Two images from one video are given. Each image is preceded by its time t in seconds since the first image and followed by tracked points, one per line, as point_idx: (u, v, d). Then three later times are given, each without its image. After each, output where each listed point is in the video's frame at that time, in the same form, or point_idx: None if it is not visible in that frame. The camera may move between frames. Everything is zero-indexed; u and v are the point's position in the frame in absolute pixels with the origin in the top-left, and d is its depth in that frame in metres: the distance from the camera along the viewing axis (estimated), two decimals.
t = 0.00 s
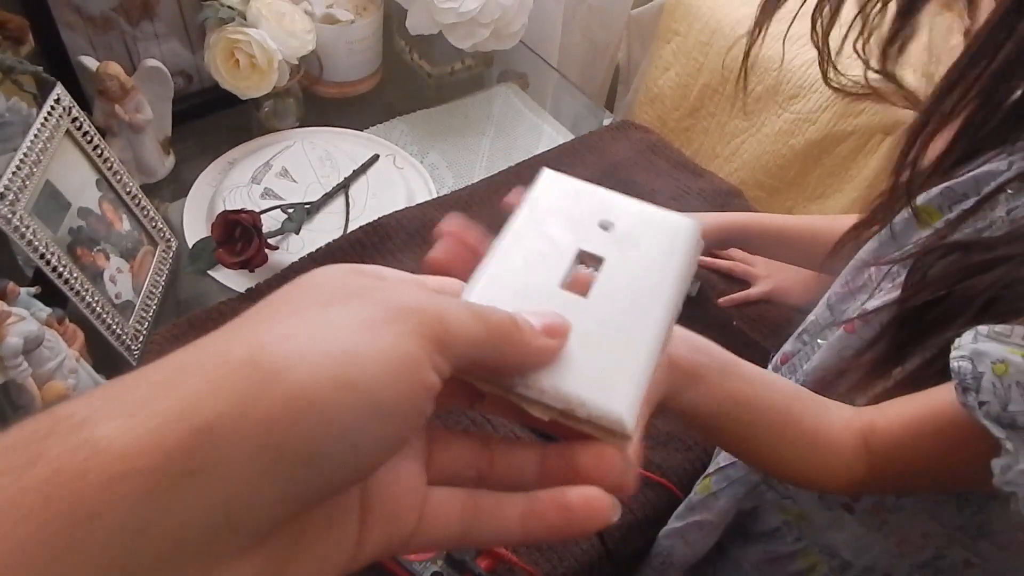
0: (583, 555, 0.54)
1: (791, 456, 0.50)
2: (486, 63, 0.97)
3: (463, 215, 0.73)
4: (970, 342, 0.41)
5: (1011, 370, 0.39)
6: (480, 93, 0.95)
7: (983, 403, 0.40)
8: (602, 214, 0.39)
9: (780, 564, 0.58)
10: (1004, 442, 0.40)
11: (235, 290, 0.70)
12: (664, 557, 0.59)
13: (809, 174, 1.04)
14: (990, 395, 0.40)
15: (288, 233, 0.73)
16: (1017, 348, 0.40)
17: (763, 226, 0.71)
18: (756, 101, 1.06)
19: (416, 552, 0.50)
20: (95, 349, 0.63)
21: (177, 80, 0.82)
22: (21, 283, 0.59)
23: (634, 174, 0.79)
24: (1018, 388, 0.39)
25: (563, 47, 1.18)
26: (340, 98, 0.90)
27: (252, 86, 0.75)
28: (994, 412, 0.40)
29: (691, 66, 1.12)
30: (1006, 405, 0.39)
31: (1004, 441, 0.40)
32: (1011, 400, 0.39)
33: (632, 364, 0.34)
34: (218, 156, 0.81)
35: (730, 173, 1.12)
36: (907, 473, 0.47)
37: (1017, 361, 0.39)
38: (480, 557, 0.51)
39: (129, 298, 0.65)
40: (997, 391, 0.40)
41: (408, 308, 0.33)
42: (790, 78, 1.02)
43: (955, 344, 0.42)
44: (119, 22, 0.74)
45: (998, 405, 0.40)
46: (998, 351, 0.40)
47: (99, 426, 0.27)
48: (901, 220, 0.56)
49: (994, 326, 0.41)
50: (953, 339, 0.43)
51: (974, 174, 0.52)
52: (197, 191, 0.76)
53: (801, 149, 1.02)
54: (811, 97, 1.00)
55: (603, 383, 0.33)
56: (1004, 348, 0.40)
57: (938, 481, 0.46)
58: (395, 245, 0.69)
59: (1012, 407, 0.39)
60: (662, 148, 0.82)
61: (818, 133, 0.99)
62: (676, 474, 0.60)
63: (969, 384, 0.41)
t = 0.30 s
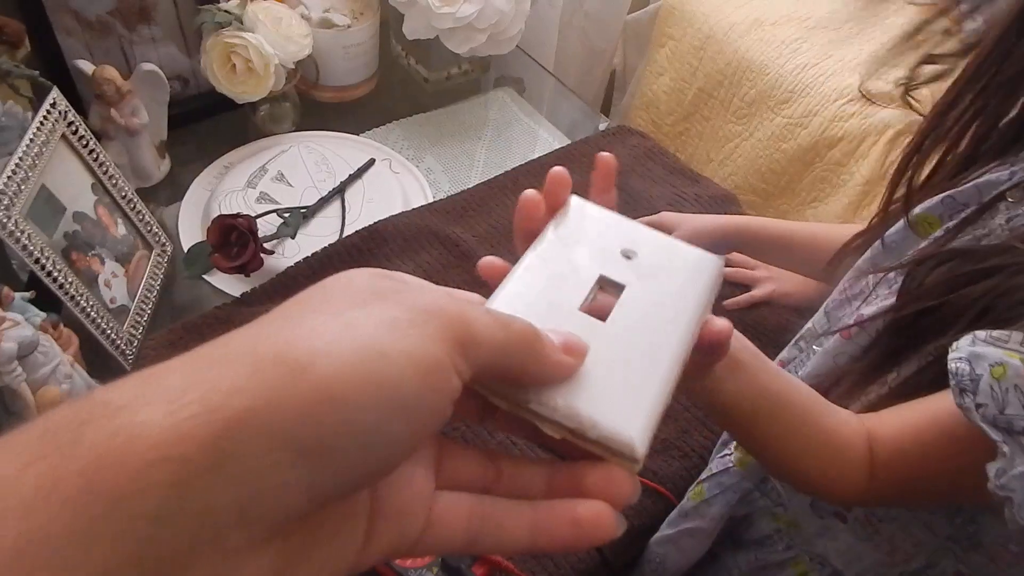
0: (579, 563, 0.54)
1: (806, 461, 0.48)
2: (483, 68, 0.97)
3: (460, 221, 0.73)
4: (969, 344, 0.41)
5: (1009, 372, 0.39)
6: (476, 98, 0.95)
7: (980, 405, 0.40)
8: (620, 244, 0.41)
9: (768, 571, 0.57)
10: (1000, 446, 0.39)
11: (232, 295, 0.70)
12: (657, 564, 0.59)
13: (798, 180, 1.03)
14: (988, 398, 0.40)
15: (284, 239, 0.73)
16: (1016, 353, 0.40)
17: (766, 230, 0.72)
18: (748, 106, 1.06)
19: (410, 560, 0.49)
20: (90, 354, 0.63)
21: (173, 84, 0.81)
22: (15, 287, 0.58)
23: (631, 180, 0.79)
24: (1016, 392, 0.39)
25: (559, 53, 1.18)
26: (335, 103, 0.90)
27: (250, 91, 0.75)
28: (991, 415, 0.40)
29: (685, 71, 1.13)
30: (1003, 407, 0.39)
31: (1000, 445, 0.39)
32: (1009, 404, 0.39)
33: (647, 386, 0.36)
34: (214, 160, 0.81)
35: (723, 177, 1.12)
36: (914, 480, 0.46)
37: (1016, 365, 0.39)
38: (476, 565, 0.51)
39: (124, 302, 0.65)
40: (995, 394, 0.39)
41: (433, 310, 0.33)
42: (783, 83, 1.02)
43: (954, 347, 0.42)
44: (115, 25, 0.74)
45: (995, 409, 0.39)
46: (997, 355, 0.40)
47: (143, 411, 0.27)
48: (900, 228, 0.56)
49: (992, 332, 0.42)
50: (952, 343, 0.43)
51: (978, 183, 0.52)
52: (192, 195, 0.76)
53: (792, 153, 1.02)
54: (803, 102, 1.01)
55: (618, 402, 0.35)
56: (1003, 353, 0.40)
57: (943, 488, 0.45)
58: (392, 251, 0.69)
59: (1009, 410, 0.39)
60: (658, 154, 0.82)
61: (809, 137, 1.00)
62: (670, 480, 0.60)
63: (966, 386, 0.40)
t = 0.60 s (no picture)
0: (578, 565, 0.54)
1: (816, 479, 0.49)
2: (480, 70, 0.97)
3: (458, 222, 0.73)
4: (967, 350, 0.41)
5: (1007, 378, 0.39)
6: (474, 100, 0.95)
7: (977, 411, 0.40)
8: (654, 272, 0.41)
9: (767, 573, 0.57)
10: (998, 452, 0.39)
11: (229, 296, 0.70)
12: (656, 564, 0.58)
13: (792, 181, 1.04)
14: (986, 403, 0.40)
15: (281, 241, 0.73)
16: (1013, 359, 0.40)
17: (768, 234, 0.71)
18: (741, 105, 1.07)
19: (409, 563, 0.49)
20: (87, 358, 0.63)
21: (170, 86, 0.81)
22: (12, 290, 0.58)
23: (628, 182, 0.79)
24: (1015, 397, 0.39)
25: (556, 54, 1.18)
26: (333, 104, 0.90)
27: (245, 93, 0.75)
28: (989, 420, 0.40)
29: (680, 72, 1.13)
30: (1001, 413, 0.39)
31: (999, 450, 0.39)
32: (1007, 410, 0.39)
33: (661, 392, 0.36)
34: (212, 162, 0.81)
35: (716, 178, 1.12)
36: (924, 486, 0.46)
37: (1013, 371, 0.40)
38: (475, 568, 0.51)
39: (120, 305, 0.64)
40: (993, 398, 0.40)
41: (446, 301, 0.31)
42: (775, 83, 1.03)
43: (953, 352, 0.42)
44: (112, 28, 0.74)
45: (992, 414, 0.40)
46: (994, 360, 0.40)
47: (164, 402, 0.24)
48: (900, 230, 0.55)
49: (990, 337, 0.42)
50: (950, 348, 0.43)
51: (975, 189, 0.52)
52: (190, 197, 0.76)
53: (785, 153, 1.03)
54: (794, 102, 1.01)
55: (630, 408, 0.35)
56: (1001, 358, 0.40)
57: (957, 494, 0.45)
58: (390, 253, 0.69)
59: (1007, 416, 0.39)
60: (655, 155, 0.82)
61: (801, 137, 1.01)
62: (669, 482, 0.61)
63: (964, 391, 0.40)
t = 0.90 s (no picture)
0: None
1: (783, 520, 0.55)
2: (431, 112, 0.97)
3: (412, 267, 0.72)
4: (876, 377, 0.48)
5: (910, 401, 0.46)
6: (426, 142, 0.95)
7: (889, 433, 0.47)
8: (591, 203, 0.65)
9: None
10: (907, 468, 0.46)
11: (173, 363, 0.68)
12: None
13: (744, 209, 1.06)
14: (894, 426, 0.47)
15: (226, 301, 0.73)
16: (918, 381, 0.46)
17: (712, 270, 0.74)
18: (692, 137, 1.09)
19: None
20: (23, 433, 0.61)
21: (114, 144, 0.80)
22: None
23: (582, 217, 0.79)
24: (919, 419, 0.46)
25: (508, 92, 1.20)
26: (285, 153, 0.90)
27: (188, 151, 0.75)
28: (897, 441, 0.47)
29: (631, 107, 1.15)
30: (909, 433, 0.46)
31: (908, 467, 0.46)
32: (913, 431, 0.46)
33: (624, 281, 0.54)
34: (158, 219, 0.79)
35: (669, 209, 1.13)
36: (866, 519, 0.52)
37: (916, 394, 0.46)
38: None
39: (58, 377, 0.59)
40: (901, 421, 0.46)
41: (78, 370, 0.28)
42: (724, 115, 1.05)
43: (865, 378, 0.49)
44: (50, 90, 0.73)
45: (901, 436, 0.46)
46: (900, 385, 0.47)
47: None
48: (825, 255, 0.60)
49: (897, 358, 0.48)
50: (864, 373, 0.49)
51: (870, 213, 0.55)
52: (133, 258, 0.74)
53: (735, 183, 1.05)
54: (744, 133, 1.04)
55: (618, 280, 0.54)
56: (907, 382, 0.46)
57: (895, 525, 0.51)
58: (342, 305, 0.68)
59: (914, 437, 0.46)
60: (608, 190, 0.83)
61: (751, 167, 1.03)
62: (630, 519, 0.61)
63: (876, 416, 0.47)
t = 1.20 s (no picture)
0: None
1: (743, 552, 0.58)
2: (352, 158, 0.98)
3: (343, 314, 0.72)
4: (793, 389, 0.54)
5: (823, 407, 0.52)
6: (349, 189, 0.96)
7: (811, 440, 0.53)
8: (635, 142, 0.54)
9: None
10: (831, 472, 0.52)
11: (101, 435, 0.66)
12: None
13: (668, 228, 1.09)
14: (813, 432, 0.53)
15: (154, 364, 0.71)
16: (827, 387, 0.53)
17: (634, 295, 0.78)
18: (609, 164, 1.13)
19: None
20: None
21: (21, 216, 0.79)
22: None
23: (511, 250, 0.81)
24: (834, 422, 0.52)
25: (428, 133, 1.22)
26: (203, 212, 0.89)
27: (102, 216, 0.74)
28: (819, 445, 0.52)
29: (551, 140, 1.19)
30: (828, 437, 0.52)
31: (833, 470, 0.52)
32: (830, 434, 0.52)
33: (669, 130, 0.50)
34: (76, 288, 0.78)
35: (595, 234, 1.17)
36: (815, 542, 0.55)
37: (828, 399, 0.53)
38: None
39: None
40: (818, 426, 0.52)
41: None
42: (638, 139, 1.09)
43: (784, 391, 0.55)
44: None
45: (822, 441, 0.52)
46: (813, 393, 0.53)
47: None
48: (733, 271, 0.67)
49: (807, 366, 0.55)
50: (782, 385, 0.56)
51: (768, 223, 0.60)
52: (51, 330, 0.72)
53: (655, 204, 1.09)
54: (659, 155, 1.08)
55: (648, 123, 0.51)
56: (818, 392, 0.53)
57: (840, 534, 0.54)
58: (274, 358, 0.67)
59: (832, 439, 0.52)
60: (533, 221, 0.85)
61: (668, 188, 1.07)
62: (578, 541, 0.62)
63: (797, 427, 0.54)
